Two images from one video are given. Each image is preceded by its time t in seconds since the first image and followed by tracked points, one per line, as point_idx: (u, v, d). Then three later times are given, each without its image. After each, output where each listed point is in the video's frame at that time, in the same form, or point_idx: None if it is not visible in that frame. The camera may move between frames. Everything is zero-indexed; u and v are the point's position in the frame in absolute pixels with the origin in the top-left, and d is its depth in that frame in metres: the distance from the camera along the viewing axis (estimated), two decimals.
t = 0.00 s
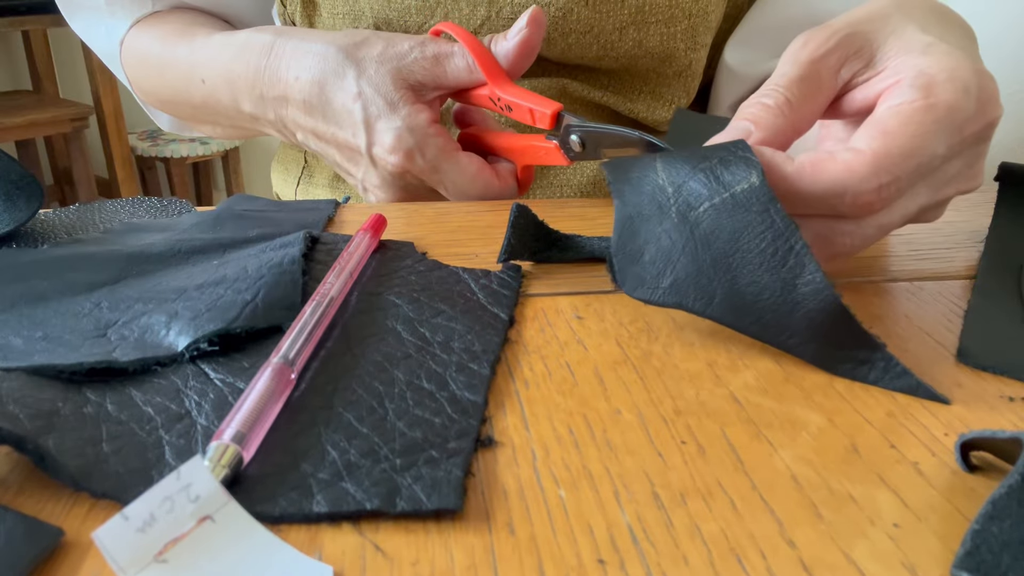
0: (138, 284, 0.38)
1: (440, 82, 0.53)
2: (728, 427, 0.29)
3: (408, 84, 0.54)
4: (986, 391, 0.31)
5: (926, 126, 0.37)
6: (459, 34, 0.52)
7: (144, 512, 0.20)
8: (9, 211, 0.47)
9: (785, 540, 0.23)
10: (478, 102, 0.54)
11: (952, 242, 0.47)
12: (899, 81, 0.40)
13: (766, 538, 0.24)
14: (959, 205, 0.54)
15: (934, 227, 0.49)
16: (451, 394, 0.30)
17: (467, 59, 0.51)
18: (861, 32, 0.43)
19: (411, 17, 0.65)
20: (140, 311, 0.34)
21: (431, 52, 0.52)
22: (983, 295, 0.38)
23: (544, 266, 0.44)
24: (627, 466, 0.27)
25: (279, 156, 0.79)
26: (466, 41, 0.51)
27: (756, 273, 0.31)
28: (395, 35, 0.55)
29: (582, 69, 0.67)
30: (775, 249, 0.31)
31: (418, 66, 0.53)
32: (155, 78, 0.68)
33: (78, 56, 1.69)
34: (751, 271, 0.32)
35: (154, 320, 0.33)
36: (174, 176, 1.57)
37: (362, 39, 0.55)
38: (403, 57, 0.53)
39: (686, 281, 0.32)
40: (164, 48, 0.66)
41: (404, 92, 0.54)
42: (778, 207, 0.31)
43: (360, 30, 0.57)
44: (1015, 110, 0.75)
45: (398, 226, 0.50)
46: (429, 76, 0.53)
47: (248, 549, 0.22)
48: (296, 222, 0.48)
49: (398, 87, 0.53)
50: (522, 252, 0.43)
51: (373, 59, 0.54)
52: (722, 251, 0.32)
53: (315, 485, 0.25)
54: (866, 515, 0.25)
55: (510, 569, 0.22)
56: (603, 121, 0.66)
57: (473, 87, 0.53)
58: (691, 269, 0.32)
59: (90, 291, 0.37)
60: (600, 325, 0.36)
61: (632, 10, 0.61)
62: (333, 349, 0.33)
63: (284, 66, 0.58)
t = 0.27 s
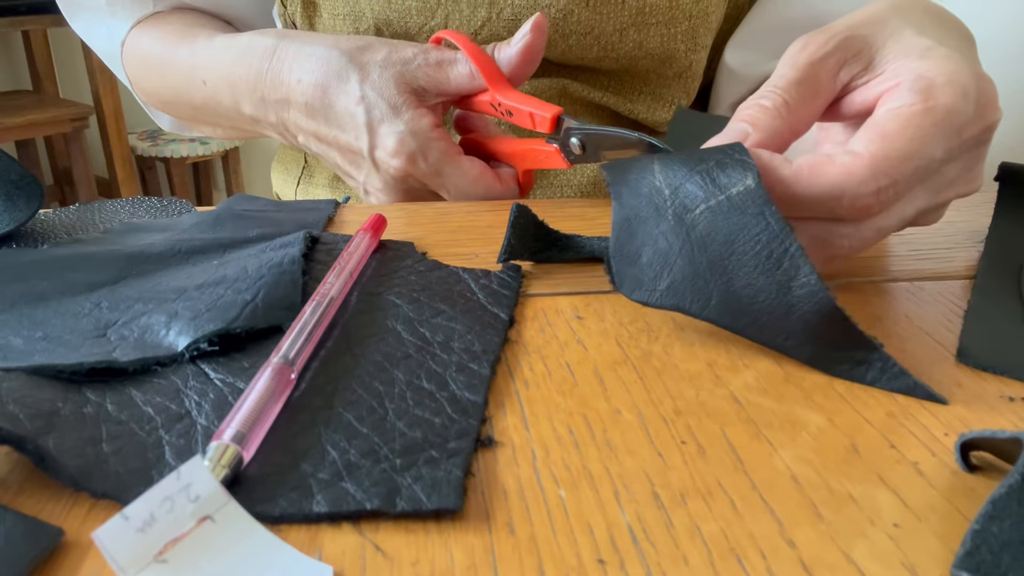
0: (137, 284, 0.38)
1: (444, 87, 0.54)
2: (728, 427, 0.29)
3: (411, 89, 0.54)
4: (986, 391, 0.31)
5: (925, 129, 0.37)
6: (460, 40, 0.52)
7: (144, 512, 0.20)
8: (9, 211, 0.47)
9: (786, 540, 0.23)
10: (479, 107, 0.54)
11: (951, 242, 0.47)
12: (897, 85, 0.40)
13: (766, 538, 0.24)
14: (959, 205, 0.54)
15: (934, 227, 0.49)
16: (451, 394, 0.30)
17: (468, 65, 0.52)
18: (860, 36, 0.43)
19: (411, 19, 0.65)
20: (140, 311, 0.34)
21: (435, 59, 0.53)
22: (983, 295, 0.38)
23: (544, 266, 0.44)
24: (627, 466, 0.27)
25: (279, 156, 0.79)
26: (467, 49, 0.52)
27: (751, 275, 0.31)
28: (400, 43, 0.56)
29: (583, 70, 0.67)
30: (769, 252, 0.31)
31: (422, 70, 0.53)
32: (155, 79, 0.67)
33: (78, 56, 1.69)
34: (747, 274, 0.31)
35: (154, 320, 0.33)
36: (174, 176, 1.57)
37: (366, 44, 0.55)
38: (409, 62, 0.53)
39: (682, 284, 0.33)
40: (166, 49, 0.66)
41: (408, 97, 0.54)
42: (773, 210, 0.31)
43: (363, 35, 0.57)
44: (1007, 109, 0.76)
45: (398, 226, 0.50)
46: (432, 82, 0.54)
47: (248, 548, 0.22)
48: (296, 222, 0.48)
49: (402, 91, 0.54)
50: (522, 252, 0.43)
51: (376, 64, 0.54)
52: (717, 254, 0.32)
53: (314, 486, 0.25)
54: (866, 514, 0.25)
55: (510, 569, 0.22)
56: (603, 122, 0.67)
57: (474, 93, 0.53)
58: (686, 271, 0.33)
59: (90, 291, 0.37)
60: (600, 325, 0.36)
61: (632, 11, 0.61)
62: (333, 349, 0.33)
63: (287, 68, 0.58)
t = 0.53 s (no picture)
0: (137, 284, 0.38)
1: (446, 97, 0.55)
2: (728, 427, 0.29)
3: (414, 95, 0.55)
4: (985, 391, 0.31)
5: (918, 137, 0.37)
6: (456, 61, 0.54)
7: (144, 512, 0.20)
8: (9, 211, 0.47)
9: (786, 540, 0.23)
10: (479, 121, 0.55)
11: (951, 242, 0.47)
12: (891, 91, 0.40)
13: (766, 538, 0.24)
14: (959, 205, 0.54)
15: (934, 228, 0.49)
16: (451, 394, 0.30)
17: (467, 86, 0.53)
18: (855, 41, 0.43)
19: (411, 19, 0.65)
20: (140, 311, 0.34)
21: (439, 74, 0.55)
22: (983, 296, 0.38)
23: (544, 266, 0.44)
24: (627, 466, 0.27)
25: (279, 157, 0.79)
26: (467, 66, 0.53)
27: (757, 280, 0.31)
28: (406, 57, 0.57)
29: (583, 70, 0.67)
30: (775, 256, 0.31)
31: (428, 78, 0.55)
32: (159, 79, 0.68)
33: (78, 56, 1.69)
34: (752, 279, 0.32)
35: (154, 320, 0.33)
36: (174, 176, 1.57)
37: (374, 55, 0.56)
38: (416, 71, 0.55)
39: (686, 293, 0.32)
40: (169, 48, 0.66)
41: (411, 103, 0.54)
42: (775, 214, 0.31)
43: (368, 44, 0.58)
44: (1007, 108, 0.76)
45: (398, 226, 0.50)
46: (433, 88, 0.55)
47: (248, 548, 0.22)
48: (297, 222, 0.48)
49: (406, 97, 0.54)
50: (523, 252, 0.43)
51: (384, 72, 0.55)
52: (722, 261, 0.32)
53: (314, 486, 0.25)
54: (866, 514, 0.25)
55: (510, 569, 0.22)
56: (603, 122, 0.67)
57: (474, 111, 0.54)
58: (691, 280, 0.32)
59: (90, 291, 0.37)
60: (600, 325, 0.36)
61: (632, 12, 0.61)
62: (333, 349, 0.33)
63: (291, 72, 0.58)
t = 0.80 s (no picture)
0: (137, 284, 0.38)
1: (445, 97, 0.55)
2: (728, 427, 0.29)
3: (414, 94, 0.55)
4: (985, 391, 0.31)
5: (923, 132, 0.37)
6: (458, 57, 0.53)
7: (144, 512, 0.20)
8: (9, 211, 0.47)
9: (786, 540, 0.23)
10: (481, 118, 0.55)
11: (952, 241, 0.47)
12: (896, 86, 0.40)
13: (766, 538, 0.24)
14: (959, 205, 0.54)
15: (935, 227, 0.49)
16: (451, 394, 0.30)
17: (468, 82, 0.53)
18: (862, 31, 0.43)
19: (412, 17, 0.65)
20: (139, 311, 0.34)
21: (438, 74, 0.55)
22: (983, 296, 0.38)
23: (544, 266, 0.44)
24: (627, 466, 0.27)
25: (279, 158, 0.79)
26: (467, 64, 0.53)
27: (761, 276, 0.31)
28: (406, 57, 0.57)
29: (584, 69, 0.67)
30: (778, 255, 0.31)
31: (429, 77, 0.55)
32: (159, 78, 0.68)
33: (78, 56, 1.68)
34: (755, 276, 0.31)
35: (154, 320, 0.33)
36: (174, 176, 1.56)
37: (376, 54, 0.57)
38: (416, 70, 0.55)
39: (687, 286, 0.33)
40: (171, 47, 0.67)
41: (412, 102, 0.54)
42: (782, 210, 0.31)
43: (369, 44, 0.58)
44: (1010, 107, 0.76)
45: (398, 226, 0.50)
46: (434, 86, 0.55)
47: (248, 548, 0.22)
48: (297, 222, 0.48)
49: (407, 96, 0.55)
50: (523, 252, 0.43)
51: (384, 70, 0.55)
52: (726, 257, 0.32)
53: (314, 486, 0.25)
54: (866, 514, 0.25)
55: (510, 569, 0.22)
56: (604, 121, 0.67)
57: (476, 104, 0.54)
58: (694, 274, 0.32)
59: (90, 291, 0.37)
60: (600, 325, 0.36)
61: (633, 10, 0.61)
62: (333, 349, 0.33)
63: (292, 70, 0.59)
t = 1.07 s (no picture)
0: (137, 284, 0.38)
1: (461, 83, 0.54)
2: (728, 427, 0.29)
3: (426, 84, 0.54)
4: (986, 392, 0.31)
5: (928, 136, 0.37)
6: (464, 37, 0.53)
7: (144, 512, 0.20)
8: (9, 211, 0.47)
9: (786, 540, 0.23)
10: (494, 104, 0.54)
11: (951, 241, 0.47)
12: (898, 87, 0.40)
13: (766, 538, 0.24)
14: (959, 205, 0.54)
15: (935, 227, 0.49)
16: (451, 394, 0.30)
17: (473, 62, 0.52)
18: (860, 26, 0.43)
19: (414, 15, 0.65)
20: (139, 311, 0.34)
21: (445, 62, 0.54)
22: (983, 296, 0.38)
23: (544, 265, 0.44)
24: (627, 466, 0.27)
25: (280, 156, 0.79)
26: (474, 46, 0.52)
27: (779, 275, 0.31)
28: (413, 43, 0.56)
29: (584, 68, 0.67)
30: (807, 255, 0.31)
31: (432, 61, 0.53)
32: (171, 84, 0.67)
33: (78, 56, 1.68)
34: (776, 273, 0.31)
35: (154, 320, 0.33)
36: (174, 176, 1.56)
37: (382, 45, 0.55)
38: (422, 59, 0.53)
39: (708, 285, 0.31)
40: (182, 51, 0.66)
41: (422, 93, 0.54)
42: (800, 207, 0.31)
43: (379, 38, 0.57)
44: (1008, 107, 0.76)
45: (399, 226, 0.50)
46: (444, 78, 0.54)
47: (248, 549, 0.22)
48: (297, 222, 0.48)
49: (416, 88, 0.54)
50: (522, 251, 0.43)
51: (391, 65, 0.54)
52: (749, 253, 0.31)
53: (314, 486, 0.25)
54: (866, 514, 0.25)
55: (510, 569, 0.22)
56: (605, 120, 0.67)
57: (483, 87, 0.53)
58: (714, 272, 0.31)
59: (91, 291, 0.37)
60: (600, 325, 0.36)
61: (634, 8, 0.61)
62: (333, 349, 0.33)
63: (307, 74, 0.58)
